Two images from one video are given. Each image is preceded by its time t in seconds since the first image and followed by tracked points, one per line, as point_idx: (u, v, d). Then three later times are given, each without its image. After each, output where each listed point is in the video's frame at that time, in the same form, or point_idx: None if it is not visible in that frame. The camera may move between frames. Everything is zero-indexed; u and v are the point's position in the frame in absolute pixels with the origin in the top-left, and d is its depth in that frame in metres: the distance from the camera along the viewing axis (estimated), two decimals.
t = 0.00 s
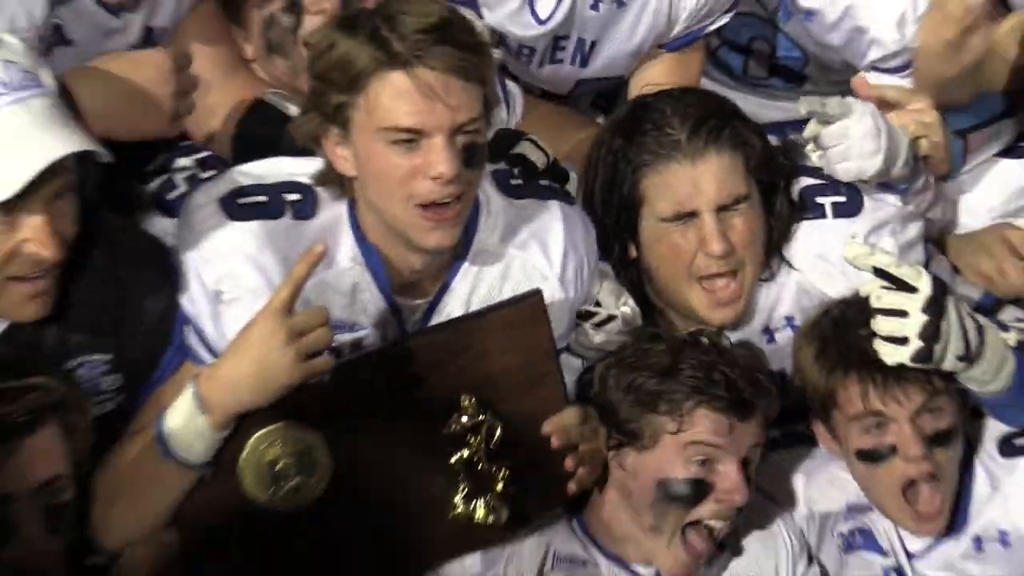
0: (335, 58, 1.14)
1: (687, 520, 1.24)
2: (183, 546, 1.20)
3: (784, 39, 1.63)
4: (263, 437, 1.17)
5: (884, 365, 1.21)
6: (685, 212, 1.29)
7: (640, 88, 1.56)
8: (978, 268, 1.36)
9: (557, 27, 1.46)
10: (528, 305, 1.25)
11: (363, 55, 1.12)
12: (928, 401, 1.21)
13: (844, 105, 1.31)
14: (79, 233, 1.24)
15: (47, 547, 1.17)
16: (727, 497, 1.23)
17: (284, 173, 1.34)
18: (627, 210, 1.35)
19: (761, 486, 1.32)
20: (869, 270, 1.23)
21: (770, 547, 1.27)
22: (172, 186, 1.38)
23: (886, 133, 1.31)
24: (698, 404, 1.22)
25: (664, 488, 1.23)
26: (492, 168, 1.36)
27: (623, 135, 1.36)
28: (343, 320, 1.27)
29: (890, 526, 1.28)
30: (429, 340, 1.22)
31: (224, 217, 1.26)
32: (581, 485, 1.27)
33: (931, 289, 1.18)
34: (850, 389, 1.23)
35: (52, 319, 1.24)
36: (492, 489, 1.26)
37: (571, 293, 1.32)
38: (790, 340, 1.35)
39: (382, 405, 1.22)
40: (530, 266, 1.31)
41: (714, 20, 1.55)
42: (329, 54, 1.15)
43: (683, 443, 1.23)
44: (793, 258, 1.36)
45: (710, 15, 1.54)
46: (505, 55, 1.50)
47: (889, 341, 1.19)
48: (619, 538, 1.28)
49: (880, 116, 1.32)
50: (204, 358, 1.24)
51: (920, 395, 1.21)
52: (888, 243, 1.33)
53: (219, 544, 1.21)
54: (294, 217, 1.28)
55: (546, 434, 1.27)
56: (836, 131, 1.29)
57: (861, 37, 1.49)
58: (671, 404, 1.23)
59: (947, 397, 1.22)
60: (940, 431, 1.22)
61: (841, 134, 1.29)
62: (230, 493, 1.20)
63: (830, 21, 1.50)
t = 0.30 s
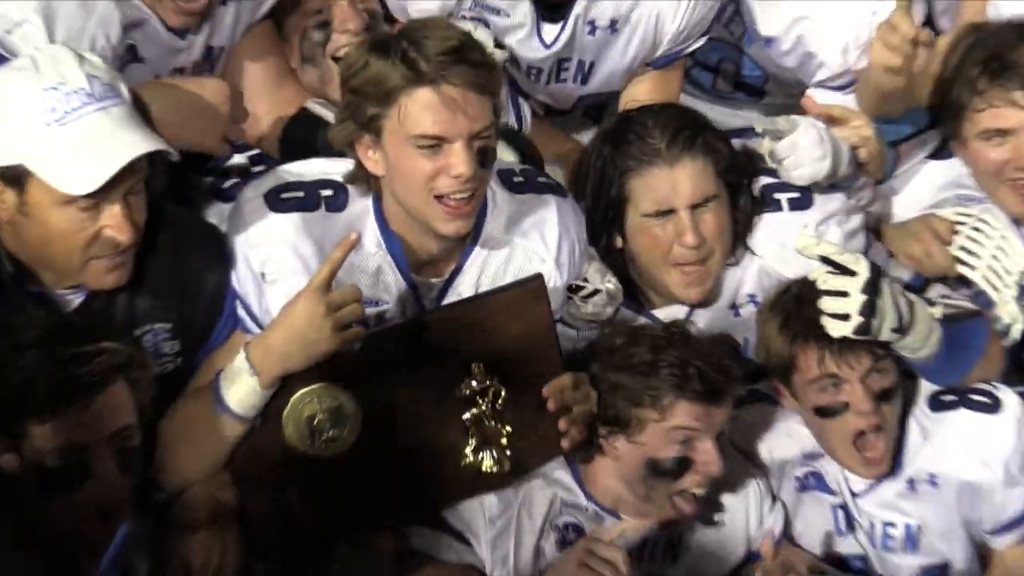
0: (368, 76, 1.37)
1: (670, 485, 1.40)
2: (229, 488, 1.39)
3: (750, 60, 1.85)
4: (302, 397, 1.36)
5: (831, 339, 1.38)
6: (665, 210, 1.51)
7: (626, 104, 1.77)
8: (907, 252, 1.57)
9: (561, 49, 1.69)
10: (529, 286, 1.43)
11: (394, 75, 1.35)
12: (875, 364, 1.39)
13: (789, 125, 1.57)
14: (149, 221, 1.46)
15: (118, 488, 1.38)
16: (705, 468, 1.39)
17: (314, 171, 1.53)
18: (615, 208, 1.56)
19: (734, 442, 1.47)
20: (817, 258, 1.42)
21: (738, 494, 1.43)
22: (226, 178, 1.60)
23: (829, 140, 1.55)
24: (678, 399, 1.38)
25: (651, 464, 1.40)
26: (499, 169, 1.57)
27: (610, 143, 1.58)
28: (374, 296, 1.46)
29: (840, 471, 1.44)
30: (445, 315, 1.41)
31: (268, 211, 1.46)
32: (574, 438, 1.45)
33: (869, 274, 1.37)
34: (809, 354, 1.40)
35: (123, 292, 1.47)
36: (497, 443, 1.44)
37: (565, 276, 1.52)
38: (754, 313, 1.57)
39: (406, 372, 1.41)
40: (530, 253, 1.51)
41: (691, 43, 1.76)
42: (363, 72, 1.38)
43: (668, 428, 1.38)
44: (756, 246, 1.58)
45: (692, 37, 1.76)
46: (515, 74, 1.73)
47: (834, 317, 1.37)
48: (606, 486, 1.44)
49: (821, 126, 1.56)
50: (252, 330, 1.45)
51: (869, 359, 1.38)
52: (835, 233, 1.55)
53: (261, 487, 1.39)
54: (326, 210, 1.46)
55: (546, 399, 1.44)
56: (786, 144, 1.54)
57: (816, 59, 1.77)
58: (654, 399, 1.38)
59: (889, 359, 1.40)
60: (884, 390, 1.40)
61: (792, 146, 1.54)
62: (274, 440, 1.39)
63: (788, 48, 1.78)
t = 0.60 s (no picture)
0: (383, 100, 1.59)
1: (623, 451, 1.59)
2: (263, 451, 1.63)
3: (709, 88, 2.03)
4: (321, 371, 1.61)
5: (783, 328, 1.58)
6: (637, 217, 1.74)
7: (601, 126, 1.98)
8: (844, 251, 1.77)
9: (539, 81, 1.93)
10: (517, 280, 1.67)
11: (407, 101, 1.57)
12: (822, 348, 1.59)
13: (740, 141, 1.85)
14: (186, 222, 1.70)
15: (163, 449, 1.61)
16: (653, 435, 1.58)
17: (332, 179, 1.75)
18: (592, 215, 1.78)
19: (687, 408, 1.65)
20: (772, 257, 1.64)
21: (692, 458, 1.63)
22: (262, 184, 1.80)
23: (773, 156, 1.79)
24: (628, 373, 1.58)
25: (606, 432, 1.59)
26: (494, 180, 1.80)
27: (588, 157, 1.81)
28: (387, 286, 1.69)
29: (785, 438, 1.65)
30: (446, 303, 1.66)
31: (293, 212, 1.68)
32: (552, 410, 1.64)
33: (816, 270, 1.60)
34: (766, 340, 1.59)
35: (167, 283, 1.70)
36: (488, 414, 1.66)
37: (549, 270, 1.75)
38: (711, 305, 1.75)
39: (413, 354, 1.65)
40: (518, 251, 1.73)
41: (653, 78, 1.97)
42: (381, 97, 1.59)
43: (619, 399, 1.58)
44: (711, 247, 1.78)
45: (655, 71, 1.97)
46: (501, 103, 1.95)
47: (787, 307, 1.57)
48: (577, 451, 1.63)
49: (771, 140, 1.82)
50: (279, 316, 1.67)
51: (816, 343, 1.58)
52: (782, 236, 1.77)
53: (287, 450, 1.64)
54: (345, 213, 1.68)
55: (529, 377, 1.66)
56: (738, 155, 1.79)
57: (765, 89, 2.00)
58: (607, 373, 1.58)
59: (834, 342, 1.59)
60: (828, 369, 1.59)
61: (741, 157, 1.79)
62: (298, 409, 1.63)
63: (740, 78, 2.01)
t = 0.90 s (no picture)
0: (401, 129, 1.87)
1: (599, 422, 1.90)
2: (290, 428, 1.90)
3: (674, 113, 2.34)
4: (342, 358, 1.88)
5: (739, 320, 1.85)
6: (615, 226, 2.03)
7: (584, 148, 2.26)
8: (793, 255, 2.07)
9: (529, 110, 2.20)
10: (512, 279, 1.95)
11: (422, 132, 1.84)
12: (773, 341, 1.86)
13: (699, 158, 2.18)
14: (224, 230, 1.95)
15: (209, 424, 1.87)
16: (624, 410, 1.88)
17: (352, 194, 2.03)
18: (576, 224, 2.07)
19: (655, 387, 1.96)
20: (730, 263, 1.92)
21: (659, 428, 1.93)
22: (291, 195, 2.11)
23: (729, 170, 2.15)
24: (603, 355, 1.88)
25: (584, 408, 1.89)
26: (493, 195, 2.08)
27: (572, 174, 2.10)
28: (398, 285, 1.96)
29: (741, 413, 1.93)
30: (451, 300, 1.92)
31: (321, 220, 1.98)
32: (540, 390, 1.94)
33: (766, 272, 1.88)
34: (726, 327, 1.86)
35: (208, 284, 1.95)
36: (485, 393, 1.94)
37: (539, 272, 2.02)
38: (679, 301, 2.05)
39: (421, 344, 1.92)
40: (512, 256, 2.00)
41: (626, 105, 2.26)
42: (399, 127, 1.87)
43: (594, 378, 1.88)
44: (678, 250, 2.07)
45: (627, 100, 2.25)
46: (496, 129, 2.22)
47: (742, 305, 1.85)
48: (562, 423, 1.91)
49: (729, 158, 2.19)
50: (306, 309, 1.94)
51: (765, 333, 1.85)
52: (738, 242, 2.07)
53: (313, 426, 1.90)
54: (365, 222, 1.97)
55: (523, 361, 1.94)
56: (698, 168, 2.15)
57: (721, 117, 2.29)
58: (585, 356, 1.88)
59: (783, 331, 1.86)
60: (778, 354, 1.87)
61: (702, 170, 2.15)
62: (321, 392, 1.91)
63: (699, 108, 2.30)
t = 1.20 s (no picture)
0: (412, 154, 2.22)
1: (570, 399, 2.19)
2: (315, 406, 2.23)
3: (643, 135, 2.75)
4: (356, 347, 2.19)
5: (694, 313, 2.17)
6: (589, 233, 2.35)
7: (565, 166, 2.65)
8: (743, 257, 2.46)
9: (517, 133, 2.56)
10: (502, 279, 2.28)
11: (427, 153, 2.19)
12: (725, 331, 2.18)
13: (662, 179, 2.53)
14: (259, 239, 2.28)
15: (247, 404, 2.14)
16: (589, 389, 2.16)
17: (370, 207, 2.39)
18: (557, 230, 2.40)
19: (625, 367, 2.29)
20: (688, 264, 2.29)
21: (629, 403, 2.28)
22: (315, 208, 2.44)
23: (691, 187, 2.51)
24: (573, 342, 2.14)
25: (558, 384, 2.19)
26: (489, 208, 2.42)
27: (554, 188, 2.42)
28: (410, 285, 2.30)
29: (699, 392, 2.27)
30: (450, 299, 2.26)
31: (344, 230, 2.31)
32: (528, 373, 2.27)
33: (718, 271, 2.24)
34: (683, 319, 2.18)
35: (246, 284, 2.26)
36: (479, 374, 2.27)
37: (528, 273, 2.36)
38: (645, 297, 2.41)
39: (426, 334, 2.25)
40: (505, 259, 2.34)
41: (601, 128, 2.66)
42: (409, 151, 2.23)
43: (566, 361, 2.16)
44: (644, 253, 2.42)
45: (602, 124, 2.66)
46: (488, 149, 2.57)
47: (698, 301, 2.17)
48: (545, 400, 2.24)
49: (687, 175, 2.55)
50: (328, 303, 2.28)
51: (717, 325, 2.17)
52: (695, 246, 2.43)
53: (335, 403, 2.24)
54: (382, 232, 2.31)
55: (515, 348, 2.27)
56: (663, 187, 2.50)
57: (681, 140, 2.67)
58: (558, 342, 2.15)
59: (733, 325, 2.20)
60: (729, 341, 2.20)
61: (667, 188, 2.49)
62: (340, 375, 2.24)
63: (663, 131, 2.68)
